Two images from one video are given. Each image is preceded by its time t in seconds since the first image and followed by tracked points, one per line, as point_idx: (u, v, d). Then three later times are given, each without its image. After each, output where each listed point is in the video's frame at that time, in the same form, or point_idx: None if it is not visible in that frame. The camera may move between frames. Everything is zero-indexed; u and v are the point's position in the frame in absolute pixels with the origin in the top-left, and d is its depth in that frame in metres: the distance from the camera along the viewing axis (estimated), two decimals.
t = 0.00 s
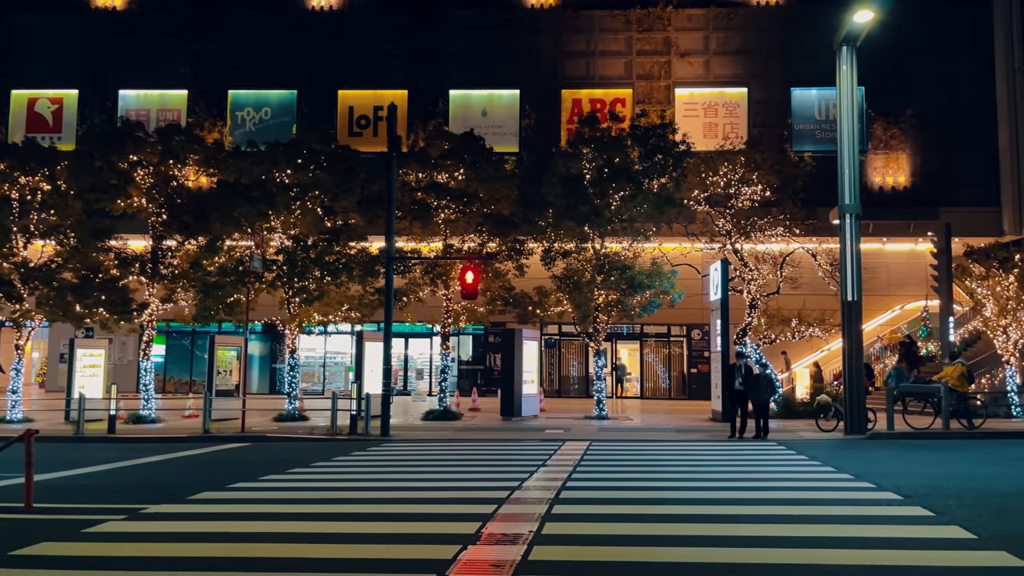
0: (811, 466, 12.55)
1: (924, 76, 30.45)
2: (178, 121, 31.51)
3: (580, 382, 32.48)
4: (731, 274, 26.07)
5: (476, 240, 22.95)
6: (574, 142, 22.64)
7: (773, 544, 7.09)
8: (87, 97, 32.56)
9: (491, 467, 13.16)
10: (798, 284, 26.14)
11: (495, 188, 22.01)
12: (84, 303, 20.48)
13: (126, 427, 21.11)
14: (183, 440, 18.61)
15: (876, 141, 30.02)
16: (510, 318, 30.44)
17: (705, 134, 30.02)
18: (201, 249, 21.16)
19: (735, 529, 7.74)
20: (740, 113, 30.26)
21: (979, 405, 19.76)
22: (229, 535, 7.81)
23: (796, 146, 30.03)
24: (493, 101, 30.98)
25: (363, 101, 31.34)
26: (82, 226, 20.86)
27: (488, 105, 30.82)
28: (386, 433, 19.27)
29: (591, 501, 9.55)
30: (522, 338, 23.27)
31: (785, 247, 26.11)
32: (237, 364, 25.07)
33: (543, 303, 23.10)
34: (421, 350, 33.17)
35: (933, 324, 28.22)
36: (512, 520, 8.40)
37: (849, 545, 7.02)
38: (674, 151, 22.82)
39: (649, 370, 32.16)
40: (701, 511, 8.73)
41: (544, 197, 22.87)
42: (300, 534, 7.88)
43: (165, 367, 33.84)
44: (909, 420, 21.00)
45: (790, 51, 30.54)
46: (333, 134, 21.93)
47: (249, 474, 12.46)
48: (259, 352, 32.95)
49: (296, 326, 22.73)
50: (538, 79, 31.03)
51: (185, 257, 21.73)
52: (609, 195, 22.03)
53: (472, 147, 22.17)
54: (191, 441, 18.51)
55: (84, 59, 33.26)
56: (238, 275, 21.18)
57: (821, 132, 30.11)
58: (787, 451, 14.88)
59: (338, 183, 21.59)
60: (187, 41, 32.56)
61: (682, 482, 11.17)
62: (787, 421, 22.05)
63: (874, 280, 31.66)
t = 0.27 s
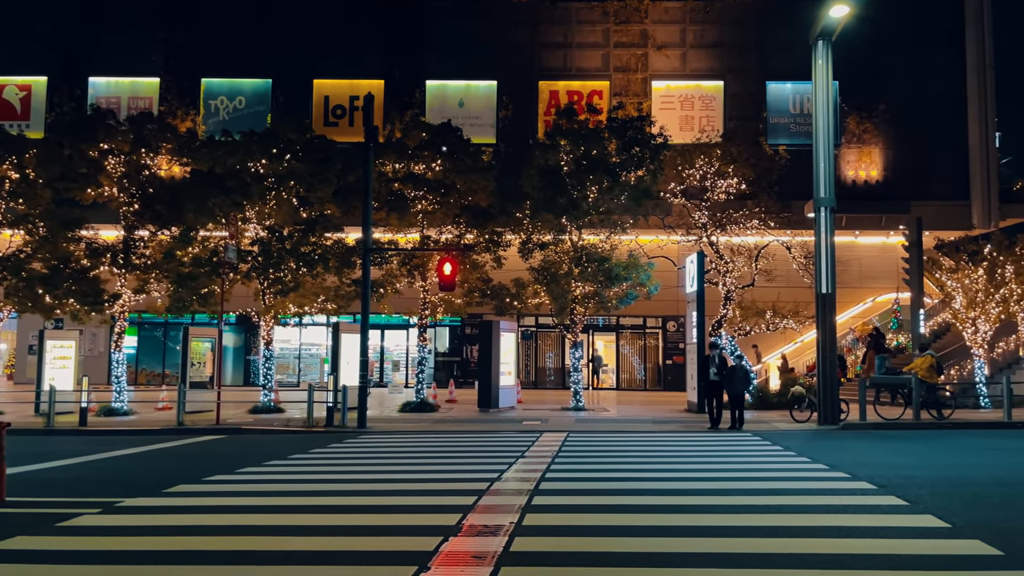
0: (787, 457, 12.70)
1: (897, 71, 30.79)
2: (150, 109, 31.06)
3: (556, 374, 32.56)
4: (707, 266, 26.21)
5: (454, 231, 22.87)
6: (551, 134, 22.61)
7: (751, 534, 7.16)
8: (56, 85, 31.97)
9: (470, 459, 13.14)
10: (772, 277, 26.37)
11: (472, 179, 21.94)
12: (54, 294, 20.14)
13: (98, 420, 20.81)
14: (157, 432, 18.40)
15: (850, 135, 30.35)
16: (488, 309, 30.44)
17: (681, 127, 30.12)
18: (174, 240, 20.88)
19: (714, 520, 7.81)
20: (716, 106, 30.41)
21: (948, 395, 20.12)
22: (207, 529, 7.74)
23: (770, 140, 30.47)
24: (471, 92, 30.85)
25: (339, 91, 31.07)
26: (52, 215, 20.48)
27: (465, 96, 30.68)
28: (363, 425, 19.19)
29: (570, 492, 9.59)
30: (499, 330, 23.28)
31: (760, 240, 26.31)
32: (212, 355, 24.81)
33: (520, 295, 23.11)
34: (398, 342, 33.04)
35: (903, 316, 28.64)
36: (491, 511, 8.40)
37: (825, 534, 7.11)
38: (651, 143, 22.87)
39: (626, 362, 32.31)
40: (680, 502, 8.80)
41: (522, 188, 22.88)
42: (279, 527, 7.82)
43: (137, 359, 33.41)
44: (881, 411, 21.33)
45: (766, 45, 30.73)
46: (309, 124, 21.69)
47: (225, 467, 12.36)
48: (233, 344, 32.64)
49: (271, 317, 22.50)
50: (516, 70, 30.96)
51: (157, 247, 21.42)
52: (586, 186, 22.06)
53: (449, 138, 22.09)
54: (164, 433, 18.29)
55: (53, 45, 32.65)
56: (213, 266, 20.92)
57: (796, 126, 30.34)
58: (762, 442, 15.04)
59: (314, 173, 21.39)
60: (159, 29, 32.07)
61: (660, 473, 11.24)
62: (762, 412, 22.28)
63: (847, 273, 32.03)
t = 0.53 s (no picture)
0: (765, 447, 12.84)
1: (874, 66, 31.05)
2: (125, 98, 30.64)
3: (536, 366, 32.65)
4: (686, 259, 26.35)
5: (434, 223, 22.80)
6: (532, 126, 22.60)
7: (731, 523, 7.24)
8: (28, 73, 31.44)
9: (451, 451, 13.16)
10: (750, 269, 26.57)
11: (453, 171, 21.87)
12: (28, 286, 19.83)
13: (73, 413, 20.56)
14: (134, 425, 18.24)
15: (827, 130, 30.58)
16: (468, 301, 30.45)
17: (661, 120, 30.24)
18: (150, 231, 20.64)
19: (694, 509, 7.88)
20: (695, 100, 30.57)
21: (922, 386, 20.40)
22: (187, 521, 7.69)
23: (749, 133, 30.62)
24: (451, 84, 30.77)
25: (318, 82, 30.83)
26: (25, 206, 20.15)
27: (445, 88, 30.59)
28: (343, 417, 19.13)
29: (551, 483, 9.64)
30: (480, 322, 23.30)
31: (739, 233, 26.49)
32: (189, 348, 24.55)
33: (501, 287, 23.15)
34: (377, 334, 32.96)
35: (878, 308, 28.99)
36: (475, 502, 8.43)
37: (804, 523, 7.21)
38: (631, 136, 22.93)
39: (605, 354, 32.46)
40: (660, 492, 8.88)
41: (502, 180, 22.87)
42: (260, 519, 7.79)
43: (113, 352, 33.04)
44: (857, 402, 21.62)
45: (745, 39, 30.88)
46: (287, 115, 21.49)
47: (204, 459, 12.28)
48: (211, 337, 32.39)
49: (250, 310, 22.33)
50: (496, 62, 30.88)
51: (134, 238, 21.17)
52: (567, 179, 22.11)
53: (430, 130, 22.08)
54: (141, 427, 18.11)
55: (25, 33, 32.08)
56: (190, 258, 20.63)
57: (774, 120, 30.57)
58: (741, 433, 15.20)
59: (293, 165, 21.21)
60: (134, 17, 31.61)
61: (641, 464, 11.32)
62: (740, 403, 22.48)
63: (823, 266, 32.35)
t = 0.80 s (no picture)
0: (748, 439, 12.94)
1: (855, 61, 31.28)
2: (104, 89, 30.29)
3: (519, 360, 32.66)
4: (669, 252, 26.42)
5: (418, 216, 22.70)
6: (516, 119, 22.53)
7: (713, 514, 7.29)
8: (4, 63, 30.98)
9: (434, 445, 13.15)
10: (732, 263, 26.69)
11: (437, 164, 21.79)
12: (5, 279, 19.54)
13: (51, 408, 20.32)
14: (114, 420, 18.07)
15: (808, 124, 30.68)
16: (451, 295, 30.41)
17: (644, 113, 30.29)
18: (130, 224, 20.41)
19: (677, 501, 7.92)
20: (678, 94, 30.64)
21: (902, 378, 20.54)
22: (168, 516, 7.63)
23: (732, 128, 30.83)
24: (434, 76, 30.66)
25: (300, 73, 30.61)
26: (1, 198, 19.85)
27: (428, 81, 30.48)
28: (326, 411, 19.05)
29: (535, 476, 9.66)
30: (463, 316, 23.28)
31: (721, 226, 26.60)
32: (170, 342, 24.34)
33: (485, 281, 23.12)
34: (360, 328, 32.86)
35: (859, 302, 29.23)
36: (459, 495, 8.43)
37: (787, 514, 7.27)
38: (615, 130, 22.93)
39: (588, 348, 32.52)
40: (643, 484, 8.92)
41: (486, 173, 22.85)
42: (243, 513, 7.75)
43: (92, 346, 32.72)
44: (838, 394, 21.82)
45: (728, 34, 30.97)
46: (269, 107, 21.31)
47: (186, 454, 12.19)
48: (192, 331, 32.16)
49: (232, 303, 22.13)
50: (479, 54, 30.80)
51: (113, 231, 20.93)
52: (550, 172, 22.12)
53: (413, 123, 21.98)
54: (121, 421, 17.94)
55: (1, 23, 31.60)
56: (171, 251, 20.35)
57: (756, 114, 30.69)
58: (723, 425, 15.29)
59: (274, 157, 21.03)
60: (113, 7, 31.21)
61: (624, 456, 11.37)
62: (722, 396, 22.62)
63: (805, 260, 32.57)
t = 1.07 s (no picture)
0: (733, 433, 13.00)
1: (840, 57, 31.45)
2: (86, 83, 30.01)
3: (506, 355, 32.68)
4: (655, 247, 26.48)
5: (404, 211, 22.61)
6: (503, 114, 22.50)
7: (699, 508, 7.32)
8: None
9: (421, 440, 13.14)
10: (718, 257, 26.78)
11: (423, 159, 21.71)
12: None
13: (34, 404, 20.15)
14: (98, 416, 17.95)
15: (794, 119, 30.91)
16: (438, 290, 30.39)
17: (630, 108, 30.31)
18: (113, 219, 20.23)
19: (662, 495, 7.95)
20: (664, 89, 30.70)
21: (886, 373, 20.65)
22: (152, 512, 7.59)
23: (718, 123, 30.92)
24: (420, 71, 30.55)
25: (285, 67, 30.42)
26: None
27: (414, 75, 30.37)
28: (312, 407, 19.00)
29: (521, 471, 9.68)
30: (450, 311, 23.27)
31: (707, 221, 26.68)
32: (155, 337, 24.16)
33: (471, 276, 23.09)
34: (346, 323, 32.78)
35: (844, 296, 29.43)
36: (446, 490, 8.44)
37: (771, 507, 7.33)
38: (601, 124, 22.92)
39: (575, 342, 32.57)
40: (629, 478, 8.96)
41: (472, 168, 22.82)
42: (227, 510, 7.70)
43: (75, 342, 32.48)
44: (823, 388, 21.97)
45: (713, 29, 31.03)
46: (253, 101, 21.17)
47: (171, 450, 12.13)
48: (177, 326, 31.98)
49: (217, 299, 22.00)
50: (465, 49, 30.71)
51: (96, 226, 20.73)
52: (537, 167, 22.11)
53: (399, 117, 21.90)
54: (105, 417, 17.82)
55: None
56: (154, 246, 20.37)
57: (742, 109, 30.78)
58: (709, 419, 15.36)
59: (260, 151, 20.90)
60: None
61: (611, 451, 11.40)
62: (708, 390, 22.75)
63: (790, 254, 32.75)
